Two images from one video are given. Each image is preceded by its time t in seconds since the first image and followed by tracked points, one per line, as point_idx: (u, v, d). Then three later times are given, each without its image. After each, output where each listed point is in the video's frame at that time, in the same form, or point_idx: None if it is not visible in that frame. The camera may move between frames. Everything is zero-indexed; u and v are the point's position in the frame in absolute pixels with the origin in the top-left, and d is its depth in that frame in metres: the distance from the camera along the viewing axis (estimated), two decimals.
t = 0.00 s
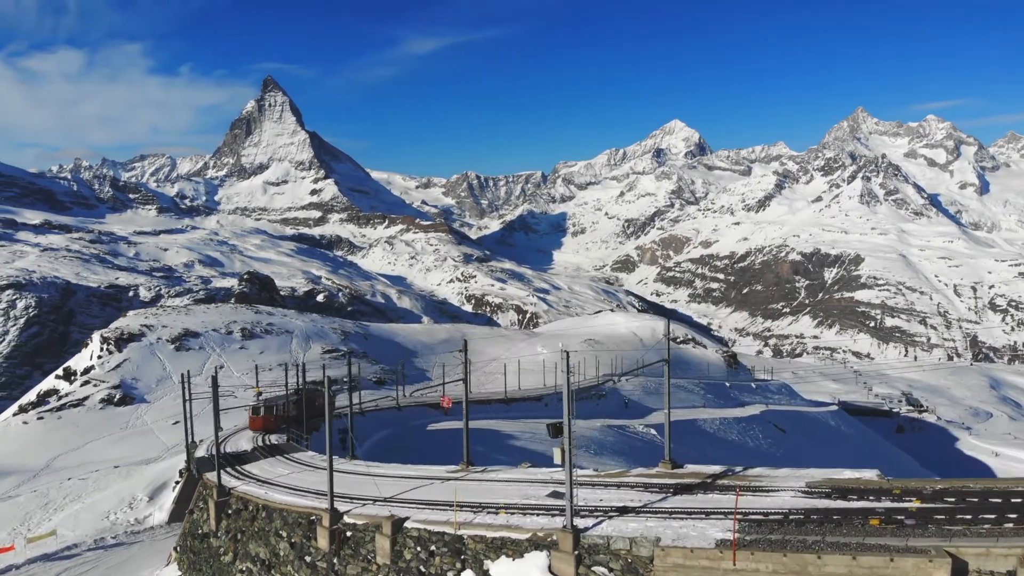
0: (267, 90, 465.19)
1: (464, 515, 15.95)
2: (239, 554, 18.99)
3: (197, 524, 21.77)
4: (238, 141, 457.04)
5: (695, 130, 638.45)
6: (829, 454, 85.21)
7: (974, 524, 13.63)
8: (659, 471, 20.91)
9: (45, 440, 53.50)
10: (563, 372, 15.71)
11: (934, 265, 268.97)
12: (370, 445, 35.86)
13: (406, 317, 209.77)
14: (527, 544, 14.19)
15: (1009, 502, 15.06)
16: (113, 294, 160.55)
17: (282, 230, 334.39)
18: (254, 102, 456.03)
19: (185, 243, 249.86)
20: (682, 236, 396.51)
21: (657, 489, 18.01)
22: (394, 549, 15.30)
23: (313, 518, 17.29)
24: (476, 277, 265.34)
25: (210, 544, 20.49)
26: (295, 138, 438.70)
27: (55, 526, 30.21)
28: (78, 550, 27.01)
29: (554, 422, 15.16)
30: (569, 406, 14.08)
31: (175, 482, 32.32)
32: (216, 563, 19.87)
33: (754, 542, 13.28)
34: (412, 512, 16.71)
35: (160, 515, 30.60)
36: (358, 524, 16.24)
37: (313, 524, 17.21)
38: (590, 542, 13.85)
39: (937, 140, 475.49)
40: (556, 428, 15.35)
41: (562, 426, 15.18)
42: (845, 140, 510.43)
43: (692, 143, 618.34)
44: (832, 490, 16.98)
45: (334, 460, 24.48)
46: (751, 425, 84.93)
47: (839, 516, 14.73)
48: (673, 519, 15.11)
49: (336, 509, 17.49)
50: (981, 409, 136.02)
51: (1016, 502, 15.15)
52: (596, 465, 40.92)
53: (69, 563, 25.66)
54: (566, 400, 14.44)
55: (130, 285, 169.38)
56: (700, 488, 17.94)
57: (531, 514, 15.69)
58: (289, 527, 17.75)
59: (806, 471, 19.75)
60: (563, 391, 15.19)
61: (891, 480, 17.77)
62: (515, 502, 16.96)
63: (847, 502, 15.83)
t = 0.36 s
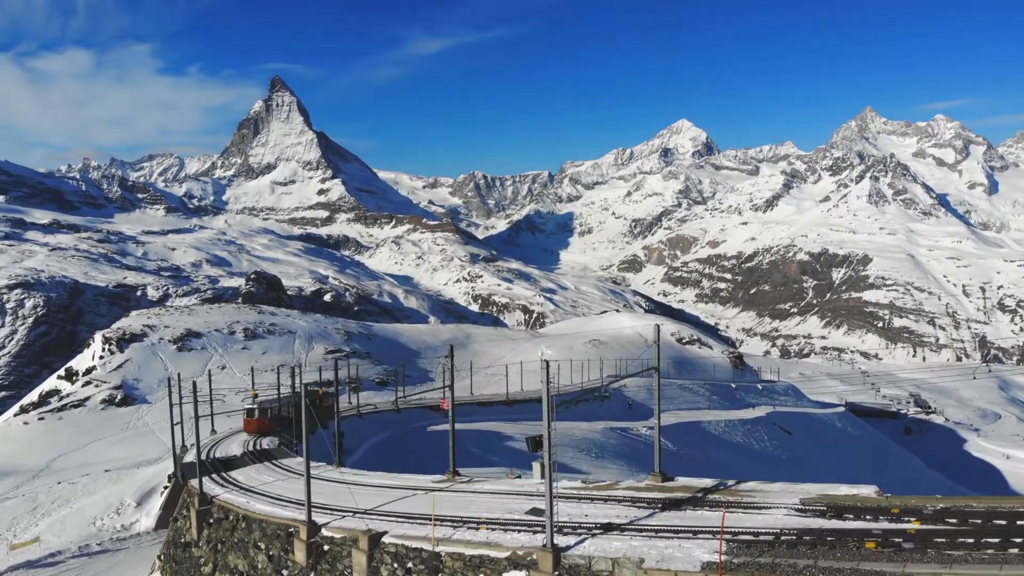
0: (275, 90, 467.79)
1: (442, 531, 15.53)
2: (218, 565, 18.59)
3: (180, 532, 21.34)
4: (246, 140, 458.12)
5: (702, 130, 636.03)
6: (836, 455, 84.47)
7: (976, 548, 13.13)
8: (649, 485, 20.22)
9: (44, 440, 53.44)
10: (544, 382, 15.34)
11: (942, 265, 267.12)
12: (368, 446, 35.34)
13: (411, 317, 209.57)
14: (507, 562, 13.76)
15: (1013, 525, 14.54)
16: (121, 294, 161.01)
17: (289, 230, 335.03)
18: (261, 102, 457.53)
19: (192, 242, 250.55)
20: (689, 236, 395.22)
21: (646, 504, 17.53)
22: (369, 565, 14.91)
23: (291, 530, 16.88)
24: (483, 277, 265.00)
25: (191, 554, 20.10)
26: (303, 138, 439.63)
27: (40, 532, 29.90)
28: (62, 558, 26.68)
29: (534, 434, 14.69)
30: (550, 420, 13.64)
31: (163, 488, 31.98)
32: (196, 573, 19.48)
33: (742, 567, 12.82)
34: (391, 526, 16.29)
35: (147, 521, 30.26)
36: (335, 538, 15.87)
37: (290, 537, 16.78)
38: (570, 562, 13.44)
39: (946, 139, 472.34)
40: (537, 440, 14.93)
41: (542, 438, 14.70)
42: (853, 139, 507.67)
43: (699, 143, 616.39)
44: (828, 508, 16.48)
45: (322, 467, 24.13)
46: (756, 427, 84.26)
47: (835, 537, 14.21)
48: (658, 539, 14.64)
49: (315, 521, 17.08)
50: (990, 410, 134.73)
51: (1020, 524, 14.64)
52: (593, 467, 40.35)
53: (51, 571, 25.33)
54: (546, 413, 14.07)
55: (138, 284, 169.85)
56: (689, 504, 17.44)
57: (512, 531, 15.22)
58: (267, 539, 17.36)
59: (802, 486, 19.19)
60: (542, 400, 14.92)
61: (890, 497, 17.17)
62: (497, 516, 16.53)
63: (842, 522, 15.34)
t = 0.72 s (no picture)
0: (281, 90, 468.87)
1: (418, 547, 15.19)
2: None
3: (161, 542, 20.96)
4: (253, 141, 458.98)
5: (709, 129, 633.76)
6: (843, 458, 83.60)
7: None
8: (636, 498, 19.73)
9: (43, 442, 53.29)
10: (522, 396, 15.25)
11: (951, 265, 265.27)
12: (362, 449, 35.00)
13: (417, 317, 209.31)
14: None
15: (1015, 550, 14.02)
16: (128, 293, 161.38)
17: (296, 230, 335.57)
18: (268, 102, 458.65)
19: (200, 242, 250.94)
20: (696, 236, 393.66)
21: (631, 521, 17.07)
22: None
23: (267, 543, 16.54)
24: (489, 277, 264.54)
25: (170, 564, 19.69)
26: (310, 138, 440.55)
27: (25, 537, 29.57)
28: (44, 565, 26.39)
29: (511, 449, 14.39)
30: (526, 437, 13.47)
31: (151, 494, 31.46)
32: None
33: None
34: (368, 541, 15.96)
35: (133, 528, 29.79)
36: (310, 553, 15.52)
37: (266, 551, 16.44)
38: None
39: (954, 139, 468.96)
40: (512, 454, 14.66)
41: (518, 454, 14.40)
42: (861, 139, 504.87)
43: (706, 143, 614.34)
44: (822, 528, 15.96)
45: (309, 474, 23.96)
46: (762, 429, 83.54)
47: (827, 562, 13.75)
48: (641, 561, 14.25)
49: (292, 534, 16.79)
50: (999, 412, 133.32)
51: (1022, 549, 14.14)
52: (589, 470, 39.84)
53: None
54: (523, 429, 13.86)
55: (145, 284, 170.25)
56: (676, 521, 16.98)
57: (489, 549, 14.88)
58: (244, 552, 17.03)
59: (795, 503, 18.66)
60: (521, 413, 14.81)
61: (889, 516, 16.61)
62: (476, 532, 16.17)
63: (837, 544, 14.86)
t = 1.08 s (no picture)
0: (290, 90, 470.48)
1: (392, 566, 14.86)
2: None
3: (141, 552, 20.63)
4: (261, 141, 459.92)
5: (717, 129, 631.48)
6: (850, 460, 82.64)
7: None
8: (624, 514, 19.28)
9: (43, 443, 53.18)
10: (497, 410, 15.01)
11: (960, 266, 263.22)
12: (360, 452, 34.63)
13: (424, 317, 209.06)
14: None
15: None
16: (136, 293, 161.86)
17: (304, 230, 336.22)
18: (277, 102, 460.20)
19: (208, 242, 251.46)
20: (704, 236, 392.24)
21: (615, 540, 16.64)
22: None
23: (241, 557, 16.23)
24: (496, 277, 264.19)
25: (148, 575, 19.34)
26: (318, 138, 441.65)
27: (11, 545, 29.39)
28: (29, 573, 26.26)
29: (484, 463, 14.03)
30: (498, 457, 13.18)
31: (138, 499, 31.01)
32: None
33: None
34: (343, 557, 15.65)
35: (119, 534, 29.34)
36: (284, 569, 15.21)
37: (240, 564, 16.11)
38: None
39: (963, 139, 465.45)
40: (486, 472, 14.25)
41: (492, 469, 14.00)
42: (870, 139, 501.83)
43: (714, 143, 612.29)
44: (814, 552, 15.55)
45: (294, 481, 23.72)
46: (767, 432, 82.71)
47: None
48: None
49: (266, 548, 16.46)
50: (1008, 414, 132.10)
51: None
52: (589, 473, 39.36)
53: None
54: (495, 448, 13.58)
55: (153, 284, 170.63)
56: (661, 540, 16.56)
57: (466, 569, 14.50)
58: (218, 565, 16.71)
59: (789, 521, 18.21)
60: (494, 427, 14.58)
61: (887, 539, 16.29)
62: (452, 548, 15.81)
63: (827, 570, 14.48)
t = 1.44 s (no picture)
0: (298, 91, 471.57)
1: None
2: None
3: (123, 561, 20.44)
4: (270, 141, 461.13)
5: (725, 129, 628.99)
6: (857, 463, 81.85)
7: None
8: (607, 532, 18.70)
9: (43, 445, 53.01)
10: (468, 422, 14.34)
11: (969, 266, 261.06)
12: (358, 456, 34.13)
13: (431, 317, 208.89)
14: None
15: None
16: (145, 293, 162.37)
17: (311, 230, 336.86)
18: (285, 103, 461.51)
19: (216, 242, 252.11)
20: (711, 236, 390.89)
21: (597, 561, 16.17)
22: None
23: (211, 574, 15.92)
24: (503, 277, 263.68)
25: None
26: (325, 139, 442.44)
27: None
28: None
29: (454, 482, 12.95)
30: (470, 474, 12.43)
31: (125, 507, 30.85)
32: None
33: None
34: None
35: (104, 542, 29.11)
36: None
37: None
38: None
39: (973, 139, 462.14)
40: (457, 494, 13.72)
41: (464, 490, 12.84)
42: (878, 139, 498.77)
43: (722, 143, 610.08)
44: None
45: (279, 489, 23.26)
46: (773, 434, 81.96)
47: None
48: None
49: (237, 564, 16.13)
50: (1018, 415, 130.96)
51: None
52: (590, 478, 38.60)
53: None
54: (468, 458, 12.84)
55: (162, 284, 171.13)
56: (645, 563, 16.07)
57: None
58: None
59: (782, 544, 17.67)
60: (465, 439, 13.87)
61: (884, 566, 15.83)
62: (425, 569, 15.36)
63: None
